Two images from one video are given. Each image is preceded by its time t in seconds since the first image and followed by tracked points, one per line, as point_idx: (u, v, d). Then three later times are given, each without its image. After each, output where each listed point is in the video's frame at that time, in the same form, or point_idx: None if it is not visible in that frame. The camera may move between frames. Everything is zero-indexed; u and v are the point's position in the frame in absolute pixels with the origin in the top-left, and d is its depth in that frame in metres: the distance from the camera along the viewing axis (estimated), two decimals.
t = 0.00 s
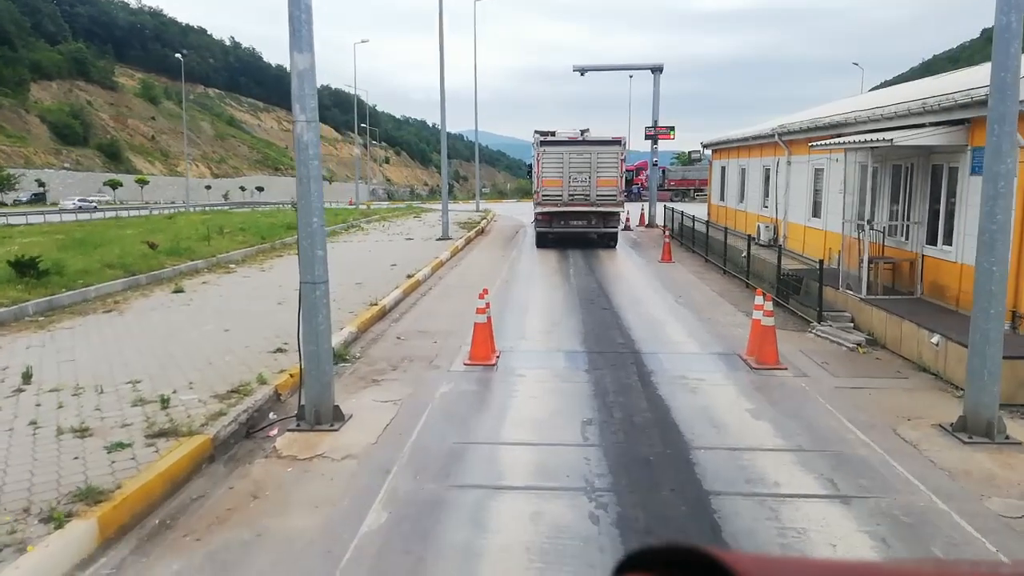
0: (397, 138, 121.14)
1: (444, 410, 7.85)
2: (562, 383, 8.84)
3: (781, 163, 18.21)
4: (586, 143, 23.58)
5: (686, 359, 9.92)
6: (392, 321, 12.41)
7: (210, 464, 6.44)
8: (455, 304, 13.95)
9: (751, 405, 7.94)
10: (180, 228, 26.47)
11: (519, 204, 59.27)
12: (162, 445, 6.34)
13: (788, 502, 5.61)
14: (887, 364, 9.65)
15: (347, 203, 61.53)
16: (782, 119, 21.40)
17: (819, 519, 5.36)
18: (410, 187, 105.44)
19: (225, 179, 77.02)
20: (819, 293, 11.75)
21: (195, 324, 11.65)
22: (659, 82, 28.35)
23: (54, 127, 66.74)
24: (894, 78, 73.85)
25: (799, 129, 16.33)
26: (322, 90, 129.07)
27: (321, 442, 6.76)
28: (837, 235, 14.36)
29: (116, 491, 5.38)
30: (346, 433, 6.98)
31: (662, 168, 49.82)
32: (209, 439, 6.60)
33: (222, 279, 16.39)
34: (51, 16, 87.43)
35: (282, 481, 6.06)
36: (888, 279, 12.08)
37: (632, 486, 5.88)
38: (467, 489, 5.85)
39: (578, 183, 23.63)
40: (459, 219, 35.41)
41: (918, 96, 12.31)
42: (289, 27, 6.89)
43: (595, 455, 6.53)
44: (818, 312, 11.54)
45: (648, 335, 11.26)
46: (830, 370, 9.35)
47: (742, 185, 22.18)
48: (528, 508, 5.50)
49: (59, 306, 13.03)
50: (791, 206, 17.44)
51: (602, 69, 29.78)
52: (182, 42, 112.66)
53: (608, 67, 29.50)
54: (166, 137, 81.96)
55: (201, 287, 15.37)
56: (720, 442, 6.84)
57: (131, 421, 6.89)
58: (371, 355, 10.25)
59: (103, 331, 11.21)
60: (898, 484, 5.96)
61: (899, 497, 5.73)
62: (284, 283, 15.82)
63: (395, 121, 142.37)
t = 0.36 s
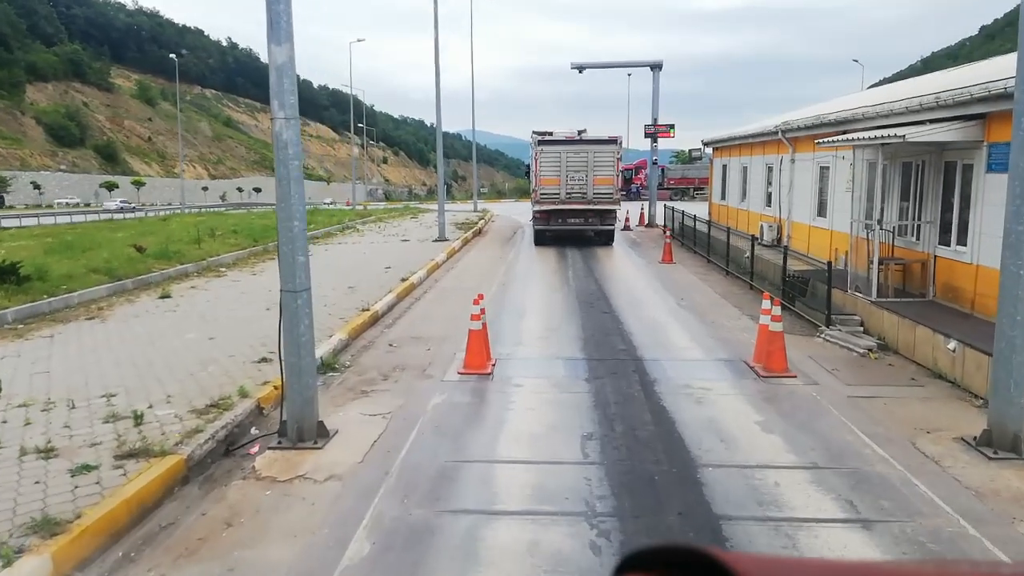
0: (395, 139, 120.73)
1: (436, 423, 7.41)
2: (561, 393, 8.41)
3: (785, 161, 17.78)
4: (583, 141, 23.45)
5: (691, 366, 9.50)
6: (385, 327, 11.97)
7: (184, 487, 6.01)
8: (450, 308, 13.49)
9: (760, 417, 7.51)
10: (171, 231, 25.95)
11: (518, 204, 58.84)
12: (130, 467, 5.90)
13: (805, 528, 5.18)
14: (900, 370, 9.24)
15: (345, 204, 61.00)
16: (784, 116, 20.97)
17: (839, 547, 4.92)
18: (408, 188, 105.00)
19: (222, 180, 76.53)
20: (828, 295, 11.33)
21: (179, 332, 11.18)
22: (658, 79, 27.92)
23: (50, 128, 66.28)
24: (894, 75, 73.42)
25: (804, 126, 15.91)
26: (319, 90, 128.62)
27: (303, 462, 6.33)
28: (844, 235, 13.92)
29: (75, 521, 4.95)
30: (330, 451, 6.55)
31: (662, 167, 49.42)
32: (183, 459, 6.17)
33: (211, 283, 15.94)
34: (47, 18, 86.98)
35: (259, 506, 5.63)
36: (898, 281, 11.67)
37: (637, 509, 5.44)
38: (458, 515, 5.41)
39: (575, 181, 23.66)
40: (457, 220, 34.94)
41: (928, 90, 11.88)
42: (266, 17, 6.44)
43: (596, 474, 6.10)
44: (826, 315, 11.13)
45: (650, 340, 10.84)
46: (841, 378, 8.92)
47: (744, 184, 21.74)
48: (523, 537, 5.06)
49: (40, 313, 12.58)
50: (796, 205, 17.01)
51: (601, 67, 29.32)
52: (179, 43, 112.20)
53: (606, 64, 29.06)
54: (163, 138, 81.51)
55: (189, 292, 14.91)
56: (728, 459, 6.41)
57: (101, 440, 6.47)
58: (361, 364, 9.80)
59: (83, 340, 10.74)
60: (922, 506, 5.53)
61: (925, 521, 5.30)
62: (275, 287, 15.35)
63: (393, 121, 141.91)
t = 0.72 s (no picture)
0: (394, 138, 120.27)
1: (426, 439, 6.90)
2: (560, 405, 7.89)
3: (791, 160, 17.27)
4: (581, 140, 24.10)
5: (697, 376, 8.98)
6: (376, 331, 11.45)
7: (147, 513, 5.49)
8: (445, 312, 12.98)
9: (774, 434, 7.00)
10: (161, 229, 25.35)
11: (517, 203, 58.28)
12: (88, 492, 5.38)
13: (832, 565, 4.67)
14: (919, 382, 8.73)
15: (344, 203, 60.40)
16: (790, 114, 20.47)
17: None
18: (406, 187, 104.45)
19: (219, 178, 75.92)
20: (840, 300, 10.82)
21: (159, 336, 10.65)
22: (659, 77, 27.40)
23: (46, 125, 65.63)
24: (894, 75, 73.03)
25: (811, 124, 15.41)
26: (318, 88, 128.02)
27: (279, 485, 5.81)
28: (856, 238, 13.43)
29: (17, 559, 4.43)
30: (309, 472, 6.03)
31: (662, 167, 48.91)
32: (148, 482, 5.64)
33: (198, 284, 15.39)
34: (45, 14, 86.31)
35: (227, 536, 5.11)
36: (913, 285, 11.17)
37: (644, 542, 4.94)
38: (447, 547, 4.90)
39: (574, 180, 24.22)
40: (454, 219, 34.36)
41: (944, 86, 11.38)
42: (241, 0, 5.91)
43: (598, 499, 5.60)
44: (838, 322, 10.64)
45: (654, 347, 10.32)
46: (858, 390, 8.43)
47: (748, 183, 21.25)
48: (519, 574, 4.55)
49: (17, 316, 12.03)
50: (803, 205, 16.50)
51: (600, 64, 28.80)
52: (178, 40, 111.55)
53: (607, 61, 28.54)
54: (160, 135, 80.91)
55: (175, 293, 14.36)
56: (742, 482, 5.90)
57: (61, 459, 5.94)
58: (349, 372, 9.28)
59: (57, 344, 10.20)
60: (959, 540, 5.02)
61: (963, 557, 4.79)
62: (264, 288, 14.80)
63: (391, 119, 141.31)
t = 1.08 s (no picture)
0: (392, 137, 119.77)
1: (414, 461, 6.36)
2: (559, 421, 7.35)
3: (797, 159, 16.74)
4: (577, 140, 24.72)
5: (705, 387, 8.45)
6: (365, 338, 10.90)
7: (100, 550, 4.94)
8: (439, 317, 12.44)
9: (791, 455, 6.46)
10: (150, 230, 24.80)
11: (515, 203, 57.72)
12: (34, 527, 4.84)
13: None
14: (941, 394, 8.20)
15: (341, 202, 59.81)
16: (794, 111, 19.95)
17: None
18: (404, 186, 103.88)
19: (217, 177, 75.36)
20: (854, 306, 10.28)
21: (136, 344, 10.08)
22: (660, 74, 26.86)
23: (43, 123, 65.01)
24: (894, 74, 72.71)
25: (819, 122, 14.90)
26: (316, 87, 127.42)
27: (249, 516, 5.27)
28: (868, 240, 12.90)
29: None
30: (284, 502, 5.48)
31: (661, 167, 48.38)
32: (103, 513, 5.10)
33: (183, 287, 14.82)
34: (42, 11, 85.70)
35: None
36: (929, 290, 10.64)
37: None
38: None
39: (571, 178, 24.73)
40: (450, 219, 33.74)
41: (962, 81, 10.85)
42: None
43: (601, 533, 5.07)
44: (852, 329, 10.12)
45: (658, 356, 9.79)
46: (877, 404, 7.90)
47: (751, 183, 20.73)
48: None
49: None
50: (810, 206, 15.98)
51: (600, 61, 28.26)
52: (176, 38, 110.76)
53: (606, 58, 27.99)
54: (157, 134, 80.32)
55: (158, 297, 13.79)
56: (759, 513, 5.37)
57: (9, 487, 5.40)
58: (334, 383, 8.72)
59: (27, 353, 9.63)
60: None
61: None
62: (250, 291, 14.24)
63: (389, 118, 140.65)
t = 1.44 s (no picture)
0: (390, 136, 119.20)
1: (399, 486, 5.81)
2: (558, 440, 6.79)
3: (805, 159, 16.21)
4: (576, 139, 24.31)
5: (714, 402, 7.90)
6: (354, 346, 10.34)
7: None
8: (432, 322, 11.86)
9: (812, 481, 5.91)
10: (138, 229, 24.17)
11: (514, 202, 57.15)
12: None
13: None
14: (967, 410, 7.66)
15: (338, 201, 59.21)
16: (801, 110, 19.42)
17: None
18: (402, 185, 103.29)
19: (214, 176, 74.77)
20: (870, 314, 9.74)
21: (110, 351, 9.51)
22: (662, 72, 26.32)
23: (39, 120, 64.38)
24: (896, 74, 72.25)
25: (828, 120, 14.37)
26: (314, 85, 126.79)
27: (211, 554, 4.71)
28: (881, 242, 12.35)
29: None
30: (252, 536, 4.93)
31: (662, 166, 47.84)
32: (47, 551, 4.54)
33: (168, 289, 14.25)
34: (39, 8, 85.05)
35: None
36: (949, 297, 10.10)
37: None
38: None
39: (569, 177, 24.32)
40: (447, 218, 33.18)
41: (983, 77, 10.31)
42: None
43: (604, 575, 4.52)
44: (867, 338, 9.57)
45: (663, 366, 9.24)
46: (900, 422, 7.35)
47: (756, 183, 20.18)
48: None
49: None
50: (818, 207, 15.45)
51: (601, 58, 27.68)
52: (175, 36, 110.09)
53: (607, 55, 27.45)
54: (154, 132, 79.71)
55: (140, 300, 13.23)
56: (781, 551, 4.82)
57: None
58: (319, 396, 8.16)
59: None
60: None
61: None
62: (237, 294, 13.65)
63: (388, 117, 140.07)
